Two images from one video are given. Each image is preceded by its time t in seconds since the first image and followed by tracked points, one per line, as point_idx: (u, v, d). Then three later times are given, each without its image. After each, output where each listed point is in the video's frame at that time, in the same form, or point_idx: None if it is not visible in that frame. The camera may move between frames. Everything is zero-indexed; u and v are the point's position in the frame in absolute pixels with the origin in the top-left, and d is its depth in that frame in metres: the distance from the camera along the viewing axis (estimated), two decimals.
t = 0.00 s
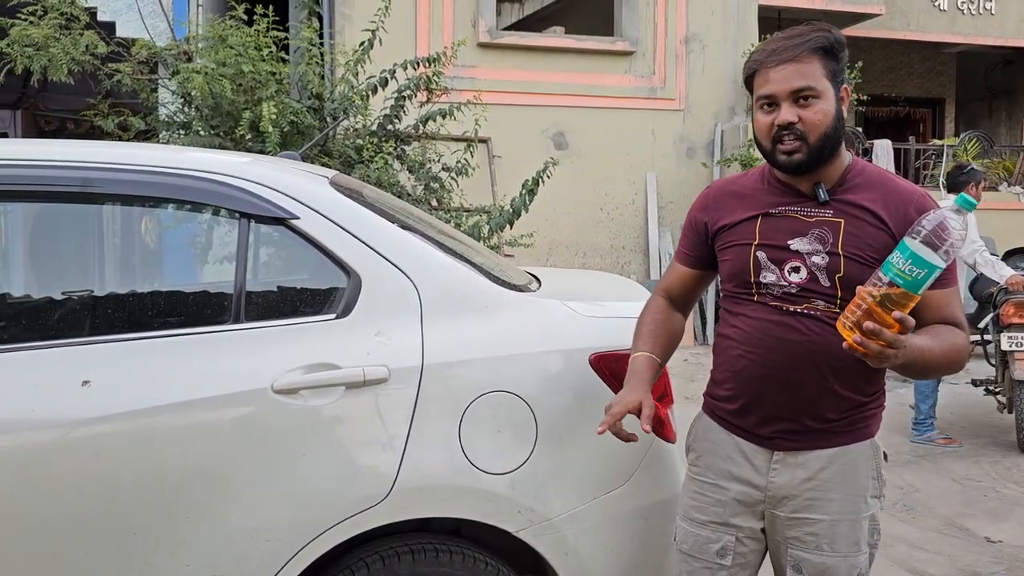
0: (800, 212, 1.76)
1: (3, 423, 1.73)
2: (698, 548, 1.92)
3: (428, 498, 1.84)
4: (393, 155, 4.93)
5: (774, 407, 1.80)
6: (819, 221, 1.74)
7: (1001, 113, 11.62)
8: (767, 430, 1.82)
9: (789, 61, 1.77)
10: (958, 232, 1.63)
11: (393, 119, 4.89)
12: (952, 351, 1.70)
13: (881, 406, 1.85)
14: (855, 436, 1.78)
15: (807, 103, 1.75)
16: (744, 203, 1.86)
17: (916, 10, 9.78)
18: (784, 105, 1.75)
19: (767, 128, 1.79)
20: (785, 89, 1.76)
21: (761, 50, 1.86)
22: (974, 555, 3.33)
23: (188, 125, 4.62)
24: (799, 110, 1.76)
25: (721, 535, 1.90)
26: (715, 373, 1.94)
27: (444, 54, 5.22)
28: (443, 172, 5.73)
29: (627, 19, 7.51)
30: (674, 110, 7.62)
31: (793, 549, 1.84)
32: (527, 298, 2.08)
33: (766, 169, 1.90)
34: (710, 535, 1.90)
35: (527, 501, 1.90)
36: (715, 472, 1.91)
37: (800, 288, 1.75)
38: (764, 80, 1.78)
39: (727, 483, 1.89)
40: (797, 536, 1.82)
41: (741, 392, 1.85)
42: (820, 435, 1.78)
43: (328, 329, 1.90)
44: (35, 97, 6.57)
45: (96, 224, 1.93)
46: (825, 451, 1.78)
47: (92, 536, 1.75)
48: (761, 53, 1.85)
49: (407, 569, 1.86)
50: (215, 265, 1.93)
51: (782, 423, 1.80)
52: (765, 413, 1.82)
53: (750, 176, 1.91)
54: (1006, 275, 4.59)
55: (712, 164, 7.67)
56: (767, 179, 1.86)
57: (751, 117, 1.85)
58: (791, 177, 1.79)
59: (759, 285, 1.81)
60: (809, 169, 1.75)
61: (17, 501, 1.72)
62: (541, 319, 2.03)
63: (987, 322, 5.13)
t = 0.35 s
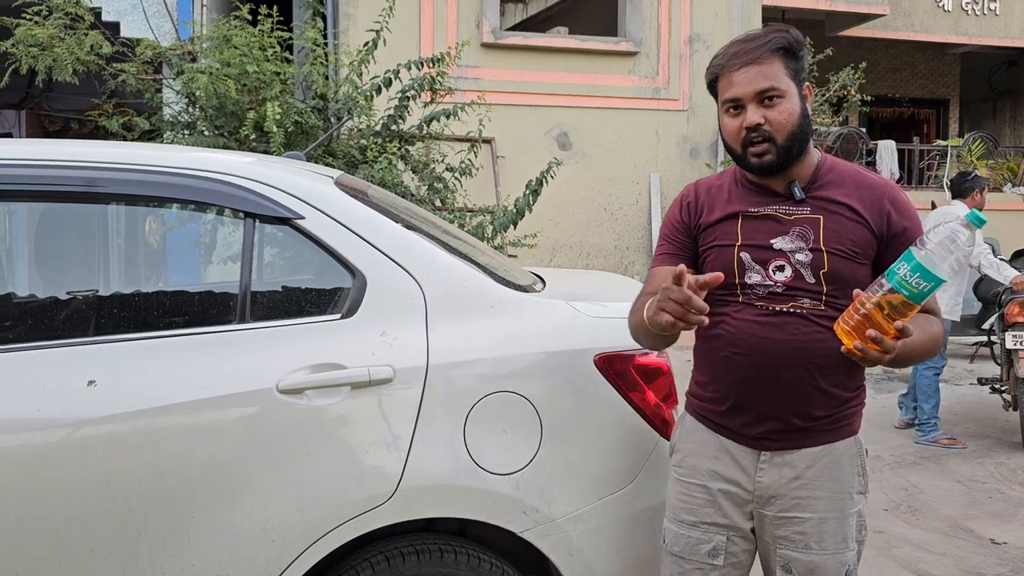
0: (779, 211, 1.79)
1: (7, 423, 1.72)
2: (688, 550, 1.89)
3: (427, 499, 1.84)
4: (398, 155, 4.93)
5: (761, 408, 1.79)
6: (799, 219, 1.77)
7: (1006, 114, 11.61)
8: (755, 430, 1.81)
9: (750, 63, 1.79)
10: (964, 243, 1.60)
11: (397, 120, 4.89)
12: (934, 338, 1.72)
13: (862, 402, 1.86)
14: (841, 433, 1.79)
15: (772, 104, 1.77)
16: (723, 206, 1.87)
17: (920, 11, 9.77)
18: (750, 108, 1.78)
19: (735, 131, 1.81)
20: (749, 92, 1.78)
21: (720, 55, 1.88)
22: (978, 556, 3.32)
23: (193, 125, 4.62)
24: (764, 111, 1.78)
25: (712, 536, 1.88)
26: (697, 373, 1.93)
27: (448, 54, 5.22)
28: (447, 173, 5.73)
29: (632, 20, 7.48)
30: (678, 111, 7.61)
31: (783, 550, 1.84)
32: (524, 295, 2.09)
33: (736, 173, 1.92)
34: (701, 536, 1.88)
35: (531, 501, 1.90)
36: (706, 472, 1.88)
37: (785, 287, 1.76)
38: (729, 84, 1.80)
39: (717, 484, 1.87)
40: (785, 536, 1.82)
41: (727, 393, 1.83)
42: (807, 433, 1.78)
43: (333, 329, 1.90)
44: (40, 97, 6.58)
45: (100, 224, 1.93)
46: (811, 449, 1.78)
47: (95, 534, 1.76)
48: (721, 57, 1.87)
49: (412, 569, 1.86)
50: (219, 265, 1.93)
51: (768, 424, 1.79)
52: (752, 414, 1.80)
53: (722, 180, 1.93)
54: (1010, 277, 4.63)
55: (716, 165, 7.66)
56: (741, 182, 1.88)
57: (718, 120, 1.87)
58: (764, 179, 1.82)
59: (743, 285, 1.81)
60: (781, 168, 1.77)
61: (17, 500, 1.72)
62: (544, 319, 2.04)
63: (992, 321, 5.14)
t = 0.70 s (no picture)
0: (734, 214, 1.73)
1: (8, 424, 1.73)
2: (665, 560, 1.84)
3: (433, 500, 1.84)
4: (403, 156, 4.94)
5: (733, 412, 1.75)
6: (755, 221, 1.73)
7: (1012, 115, 11.58)
8: (729, 434, 1.77)
9: (707, 63, 1.75)
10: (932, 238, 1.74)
11: (403, 121, 4.90)
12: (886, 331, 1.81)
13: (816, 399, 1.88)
14: (809, 430, 1.80)
15: (729, 105, 1.73)
16: (675, 212, 1.77)
17: (926, 12, 9.75)
18: (707, 108, 1.73)
19: (689, 131, 1.76)
20: (706, 92, 1.73)
21: (672, 55, 1.82)
22: (983, 559, 3.31)
23: (198, 126, 4.63)
24: (721, 112, 1.74)
25: (689, 543, 1.83)
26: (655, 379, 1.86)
27: (453, 55, 5.22)
28: (452, 174, 5.72)
29: (637, 21, 7.45)
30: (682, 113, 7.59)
31: (759, 553, 1.81)
32: (525, 294, 2.09)
33: (682, 172, 1.84)
34: (678, 544, 1.83)
35: (536, 503, 1.91)
36: (676, 481, 1.82)
37: (750, 290, 1.71)
38: (685, 83, 1.75)
39: (690, 490, 1.81)
40: (761, 538, 1.80)
41: (698, 401, 1.77)
42: (778, 433, 1.76)
43: (340, 331, 1.90)
44: (46, 97, 6.60)
45: (105, 224, 1.93)
46: (783, 449, 1.77)
47: (101, 534, 1.76)
48: (676, 55, 1.81)
49: (418, 569, 1.87)
50: (225, 266, 1.94)
51: (740, 427, 1.76)
52: (724, 418, 1.76)
53: (668, 183, 1.82)
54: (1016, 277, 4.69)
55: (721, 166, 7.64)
56: (689, 184, 1.79)
57: (670, 121, 1.81)
58: (715, 180, 1.75)
59: (706, 292, 1.73)
60: (735, 170, 1.73)
61: (23, 501, 1.72)
62: (552, 319, 2.04)
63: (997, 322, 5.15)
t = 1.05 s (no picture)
0: (691, 217, 1.73)
1: (15, 424, 1.73)
2: (655, 562, 1.86)
3: (443, 501, 1.84)
4: (408, 156, 4.94)
5: (706, 413, 1.76)
6: (713, 223, 1.72)
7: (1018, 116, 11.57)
8: (705, 434, 1.78)
9: (624, 81, 1.75)
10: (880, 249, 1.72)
11: (408, 121, 4.90)
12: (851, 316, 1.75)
13: (798, 393, 1.88)
14: (789, 425, 1.79)
15: (644, 119, 1.73)
16: (632, 220, 1.79)
17: (931, 13, 9.73)
18: (623, 126, 1.74)
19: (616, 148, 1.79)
20: (621, 110, 1.75)
21: (609, 68, 1.83)
22: (989, 561, 3.30)
23: (204, 126, 4.63)
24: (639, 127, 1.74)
25: (678, 544, 1.85)
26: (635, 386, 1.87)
27: (458, 56, 5.22)
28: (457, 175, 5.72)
29: (642, 22, 7.43)
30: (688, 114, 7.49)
31: (745, 552, 1.80)
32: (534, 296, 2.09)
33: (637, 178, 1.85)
34: (667, 545, 1.84)
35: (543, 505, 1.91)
36: (663, 484, 1.82)
37: (712, 292, 1.72)
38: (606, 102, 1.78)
39: (674, 492, 1.82)
40: (747, 537, 1.79)
41: (672, 403, 1.78)
42: (756, 430, 1.76)
43: (346, 333, 1.90)
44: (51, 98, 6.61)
45: (111, 225, 1.93)
46: (762, 445, 1.77)
47: (107, 534, 1.76)
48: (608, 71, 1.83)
49: (424, 570, 1.87)
50: (229, 266, 1.94)
51: (715, 427, 1.76)
52: (698, 419, 1.77)
53: (626, 191, 1.84)
54: None
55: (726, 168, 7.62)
56: (644, 191, 1.80)
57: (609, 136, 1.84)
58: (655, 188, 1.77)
59: (670, 297, 1.75)
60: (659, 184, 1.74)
61: (29, 501, 1.73)
62: (557, 321, 2.04)
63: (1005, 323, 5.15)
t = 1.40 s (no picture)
0: (662, 218, 1.72)
1: (20, 423, 1.74)
2: (648, 564, 1.87)
3: (449, 502, 1.85)
4: (412, 157, 4.95)
5: (689, 412, 1.75)
6: (685, 223, 1.71)
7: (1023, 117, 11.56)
8: (690, 434, 1.77)
9: (600, 79, 1.76)
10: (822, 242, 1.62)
11: (412, 122, 4.91)
12: (826, 312, 1.68)
13: (792, 389, 1.85)
14: (778, 423, 1.77)
15: (631, 112, 1.73)
16: (608, 226, 1.79)
17: (936, 14, 9.71)
18: (611, 121, 1.73)
19: (605, 147, 1.76)
20: (605, 107, 1.74)
21: (573, 81, 1.84)
22: (994, 564, 3.29)
23: (209, 127, 4.64)
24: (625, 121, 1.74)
25: (670, 546, 1.85)
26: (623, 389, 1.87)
27: (463, 57, 5.23)
28: (461, 175, 5.73)
29: (645, 23, 7.40)
30: (693, 115, 7.50)
31: (737, 552, 1.79)
32: (547, 299, 2.11)
33: (615, 185, 1.85)
34: (659, 548, 1.85)
35: (546, 506, 1.91)
36: (654, 485, 1.83)
37: (686, 292, 1.71)
38: (587, 103, 1.76)
39: (663, 493, 1.82)
40: (737, 537, 1.78)
41: (655, 404, 1.79)
42: (742, 429, 1.75)
43: (352, 334, 1.90)
44: (57, 98, 6.64)
45: (117, 226, 1.94)
46: (749, 444, 1.75)
47: (110, 534, 1.76)
48: (572, 81, 1.83)
49: (426, 570, 1.87)
50: (234, 267, 1.95)
51: (699, 427, 1.76)
52: (681, 419, 1.77)
53: (603, 197, 1.84)
54: None
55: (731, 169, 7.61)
56: (621, 196, 1.80)
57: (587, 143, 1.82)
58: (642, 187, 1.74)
59: (647, 299, 1.75)
60: (657, 174, 1.71)
61: (33, 501, 1.73)
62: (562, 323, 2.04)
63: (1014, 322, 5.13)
